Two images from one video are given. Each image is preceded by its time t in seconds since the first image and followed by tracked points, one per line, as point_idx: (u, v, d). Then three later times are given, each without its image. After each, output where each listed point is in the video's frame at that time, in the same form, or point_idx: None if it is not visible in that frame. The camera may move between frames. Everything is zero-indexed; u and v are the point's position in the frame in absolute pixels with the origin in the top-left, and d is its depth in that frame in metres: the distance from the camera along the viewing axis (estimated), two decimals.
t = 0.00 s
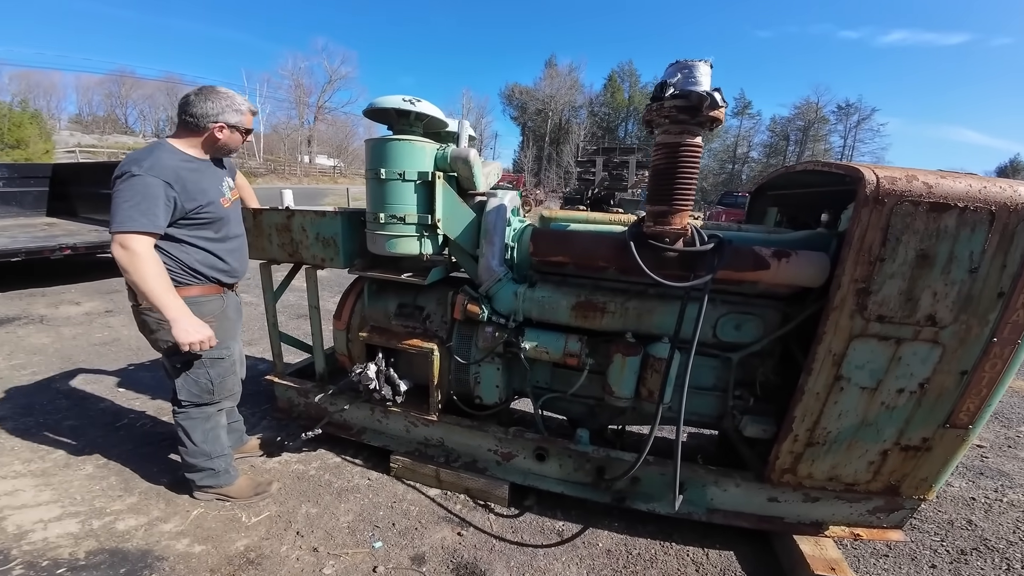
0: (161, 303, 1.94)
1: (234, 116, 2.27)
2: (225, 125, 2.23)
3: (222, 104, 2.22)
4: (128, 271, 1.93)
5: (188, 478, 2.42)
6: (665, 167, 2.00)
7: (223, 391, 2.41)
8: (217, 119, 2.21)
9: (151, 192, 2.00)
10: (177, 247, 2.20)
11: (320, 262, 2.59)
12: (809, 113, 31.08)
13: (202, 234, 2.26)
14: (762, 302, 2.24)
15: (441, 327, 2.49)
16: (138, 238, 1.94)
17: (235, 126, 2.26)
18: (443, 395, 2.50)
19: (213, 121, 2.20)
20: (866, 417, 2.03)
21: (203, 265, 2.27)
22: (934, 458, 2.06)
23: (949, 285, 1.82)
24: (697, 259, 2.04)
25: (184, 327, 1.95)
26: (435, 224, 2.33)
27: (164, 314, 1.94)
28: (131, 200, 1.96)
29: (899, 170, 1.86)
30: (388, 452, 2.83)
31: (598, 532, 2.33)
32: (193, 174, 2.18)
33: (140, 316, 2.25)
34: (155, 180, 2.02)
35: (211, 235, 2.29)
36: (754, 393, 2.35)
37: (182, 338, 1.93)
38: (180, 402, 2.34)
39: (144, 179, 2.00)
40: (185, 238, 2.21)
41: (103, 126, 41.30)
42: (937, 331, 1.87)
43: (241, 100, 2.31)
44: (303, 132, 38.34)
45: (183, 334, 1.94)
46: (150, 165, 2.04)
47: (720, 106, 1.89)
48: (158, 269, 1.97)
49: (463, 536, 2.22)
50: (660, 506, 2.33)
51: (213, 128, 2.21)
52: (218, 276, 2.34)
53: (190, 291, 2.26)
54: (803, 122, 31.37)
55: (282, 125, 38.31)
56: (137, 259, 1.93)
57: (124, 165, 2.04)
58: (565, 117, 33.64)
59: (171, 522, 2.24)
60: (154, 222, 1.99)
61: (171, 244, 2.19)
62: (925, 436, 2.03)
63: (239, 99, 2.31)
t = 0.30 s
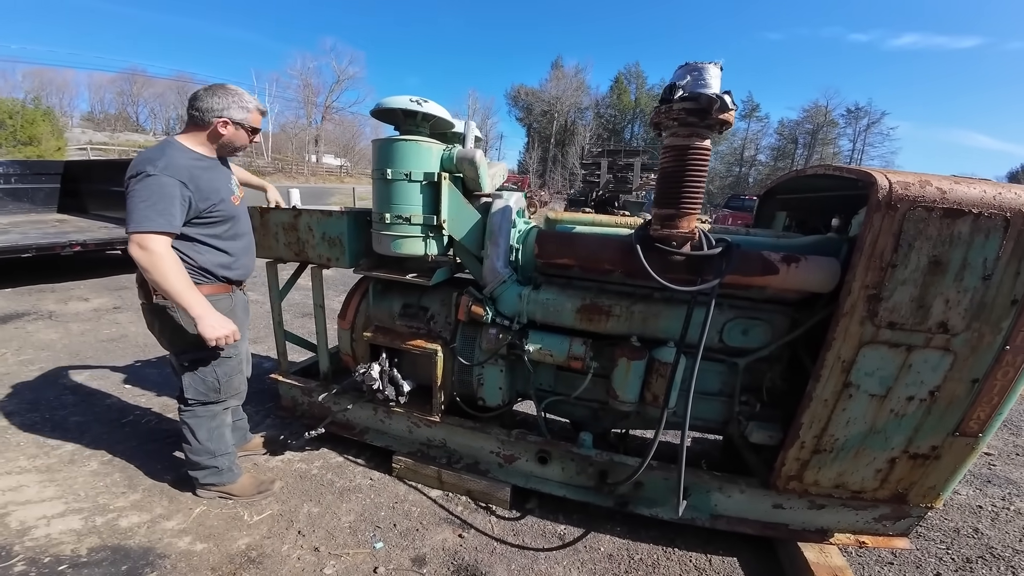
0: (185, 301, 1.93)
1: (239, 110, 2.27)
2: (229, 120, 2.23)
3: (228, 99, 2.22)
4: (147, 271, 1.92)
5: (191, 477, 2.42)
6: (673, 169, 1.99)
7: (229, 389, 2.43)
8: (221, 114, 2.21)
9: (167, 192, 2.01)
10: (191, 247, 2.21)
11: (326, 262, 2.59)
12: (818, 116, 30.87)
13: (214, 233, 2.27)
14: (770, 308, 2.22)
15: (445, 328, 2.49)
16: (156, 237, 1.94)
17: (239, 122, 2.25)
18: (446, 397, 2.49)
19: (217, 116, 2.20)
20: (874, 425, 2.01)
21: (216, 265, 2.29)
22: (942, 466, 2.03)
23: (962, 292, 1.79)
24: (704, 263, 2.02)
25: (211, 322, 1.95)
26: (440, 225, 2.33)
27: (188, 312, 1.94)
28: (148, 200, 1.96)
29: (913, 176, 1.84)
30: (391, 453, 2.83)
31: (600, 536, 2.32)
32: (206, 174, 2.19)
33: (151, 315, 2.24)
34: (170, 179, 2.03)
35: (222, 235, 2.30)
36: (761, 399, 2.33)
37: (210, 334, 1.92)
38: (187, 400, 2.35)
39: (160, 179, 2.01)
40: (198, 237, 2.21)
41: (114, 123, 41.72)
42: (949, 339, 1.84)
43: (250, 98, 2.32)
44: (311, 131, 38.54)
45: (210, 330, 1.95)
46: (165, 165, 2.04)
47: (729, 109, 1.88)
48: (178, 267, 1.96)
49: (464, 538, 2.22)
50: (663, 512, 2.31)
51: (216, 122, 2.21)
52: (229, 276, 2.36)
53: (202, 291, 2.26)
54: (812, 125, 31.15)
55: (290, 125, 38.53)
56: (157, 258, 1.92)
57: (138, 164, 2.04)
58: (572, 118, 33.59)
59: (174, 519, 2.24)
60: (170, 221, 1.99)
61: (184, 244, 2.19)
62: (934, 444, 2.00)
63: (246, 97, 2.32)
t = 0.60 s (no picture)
0: (200, 299, 1.94)
1: (218, 100, 2.19)
2: (202, 111, 2.19)
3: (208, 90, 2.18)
4: (162, 271, 1.92)
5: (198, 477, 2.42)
6: (680, 172, 1.98)
7: (240, 389, 2.44)
8: (196, 105, 2.19)
9: (176, 190, 2.01)
10: (199, 246, 2.21)
11: (331, 262, 2.60)
12: (824, 119, 30.73)
13: (222, 232, 2.28)
14: (777, 311, 2.21)
15: (450, 329, 2.50)
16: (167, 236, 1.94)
17: (210, 111, 2.17)
18: (450, 398, 2.49)
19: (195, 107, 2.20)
20: (882, 429, 1.99)
21: (224, 264, 2.30)
22: (950, 471, 2.02)
23: (972, 296, 1.77)
24: (711, 265, 2.01)
25: (226, 321, 1.96)
26: (445, 226, 2.32)
27: (203, 310, 1.94)
28: (157, 198, 1.96)
29: (923, 179, 1.82)
30: (394, 453, 2.83)
31: (604, 539, 2.31)
32: (213, 173, 2.20)
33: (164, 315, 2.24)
34: (178, 177, 2.04)
35: (230, 234, 2.31)
36: (767, 402, 2.32)
37: (224, 332, 1.93)
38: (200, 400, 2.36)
39: (168, 178, 2.02)
40: (206, 236, 2.22)
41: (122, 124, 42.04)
42: (959, 343, 1.83)
43: (232, 87, 2.22)
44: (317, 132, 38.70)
45: (226, 327, 1.95)
46: (172, 163, 2.05)
47: (738, 112, 1.87)
48: (191, 266, 1.96)
49: (467, 540, 2.21)
50: (667, 516, 2.30)
51: (194, 114, 2.20)
52: (237, 274, 2.37)
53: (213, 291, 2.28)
54: (818, 128, 31.02)
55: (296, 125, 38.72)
56: (171, 256, 1.93)
57: (145, 164, 2.04)
58: (577, 120, 33.58)
59: (178, 518, 2.25)
60: (180, 220, 1.99)
61: (192, 243, 2.19)
62: (942, 448, 1.98)
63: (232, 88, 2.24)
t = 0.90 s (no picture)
0: (182, 304, 1.92)
1: (213, 97, 2.19)
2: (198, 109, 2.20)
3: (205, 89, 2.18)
4: (147, 272, 1.91)
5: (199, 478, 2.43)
6: (683, 175, 1.98)
7: (236, 394, 2.42)
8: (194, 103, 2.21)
9: (167, 189, 2.01)
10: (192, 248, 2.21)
11: (334, 263, 2.60)
12: (827, 122, 30.71)
13: (218, 234, 2.27)
14: (780, 314, 2.20)
15: (452, 330, 2.50)
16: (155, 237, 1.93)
17: (206, 110, 2.18)
18: (452, 400, 2.49)
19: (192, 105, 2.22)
20: (885, 433, 1.98)
21: (219, 267, 2.29)
22: (953, 475, 2.01)
23: (976, 300, 1.77)
24: (714, 269, 2.01)
25: (207, 328, 1.94)
26: (448, 228, 2.33)
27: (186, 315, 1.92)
28: (147, 198, 1.96)
29: (927, 183, 1.82)
30: (395, 454, 2.83)
31: (605, 542, 2.30)
32: (210, 173, 2.20)
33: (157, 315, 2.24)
34: (170, 177, 2.04)
35: (225, 235, 2.30)
36: (770, 406, 2.31)
37: (204, 340, 1.91)
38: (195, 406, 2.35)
39: (160, 177, 2.01)
40: (200, 237, 2.22)
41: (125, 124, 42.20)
42: (962, 347, 1.82)
43: (229, 86, 2.21)
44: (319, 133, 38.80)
45: (206, 335, 1.94)
46: (166, 162, 2.05)
47: (741, 116, 1.87)
48: (177, 270, 1.94)
49: (468, 542, 2.21)
50: (669, 519, 2.29)
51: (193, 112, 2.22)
52: (233, 276, 2.35)
53: (209, 295, 2.28)
54: (820, 131, 30.99)
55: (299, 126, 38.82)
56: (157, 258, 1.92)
57: (141, 162, 2.05)
58: (579, 122, 33.60)
59: (179, 518, 2.25)
60: (169, 220, 1.98)
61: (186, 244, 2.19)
62: (945, 453, 1.97)
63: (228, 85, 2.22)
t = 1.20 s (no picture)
0: (167, 311, 1.90)
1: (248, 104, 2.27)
2: (236, 118, 2.23)
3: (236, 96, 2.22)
4: (138, 275, 1.89)
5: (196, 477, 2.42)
6: (682, 178, 2.00)
7: (235, 399, 2.40)
8: (231, 113, 2.21)
9: (168, 191, 2.00)
10: (193, 251, 2.21)
11: (334, 264, 2.61)
12: (824, 125, 30.84)
13: (218, 236, 2.28)
14: (778, 316, 2.22)
15: (451, 331, 2.50)
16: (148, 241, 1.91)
17: (249, 119, 2.26)
18: (451, 401, 2.50)
19: (224, 115, 2.21)
20: (882, 434, 2.00)
21: (218, 270, 2.29)
22: (949, 476, 2.02)
23: (971, 302, 1.78)
24: (712, 271, 2.02)
25: (187, 338, 1.91)
26: (448, 230, 2.33)
27: (169, 323, 1.91)
28: (147, 199, 1.95)
29: (923, 187, 1.83)
30: (394, 455, 2.83)
31: (603, 543, 2.31)
32: (212, 175, 2.20)
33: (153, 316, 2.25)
34: (172, 178, 2.04)
35: (225, 238, 2.31)
36: (767, 407, 2.32)
37: (183, 351, 1.89)
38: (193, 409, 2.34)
39: (163, 179, 2.01)
40: (200, 239, 2.22)
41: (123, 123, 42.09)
42: (958, 349, 1.84)
43: (257, 92, 2.30)
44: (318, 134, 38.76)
45: (186, 346, 1.91)
46: (169, 164, 2.06)
47: (739, 119, 1.88)
48: (165, 276, 1.92)
49: (466, 542, 2.21)
50: (667, 519, 2.30)
51: (228, 122, 2.22)
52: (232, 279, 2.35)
53: (206, 299, 2.28)
54: (817, 134, 31.12)
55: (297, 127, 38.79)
56: (147, 262, 1.90)
57: (145, 163, 2.06)
58: (578, 124, 33.66)
59: (177, 519, 2.25)
60: (168, 222, 1.97)
61: (185, 246, 2.20)
62: (941, 454, 1.99)
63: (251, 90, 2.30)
